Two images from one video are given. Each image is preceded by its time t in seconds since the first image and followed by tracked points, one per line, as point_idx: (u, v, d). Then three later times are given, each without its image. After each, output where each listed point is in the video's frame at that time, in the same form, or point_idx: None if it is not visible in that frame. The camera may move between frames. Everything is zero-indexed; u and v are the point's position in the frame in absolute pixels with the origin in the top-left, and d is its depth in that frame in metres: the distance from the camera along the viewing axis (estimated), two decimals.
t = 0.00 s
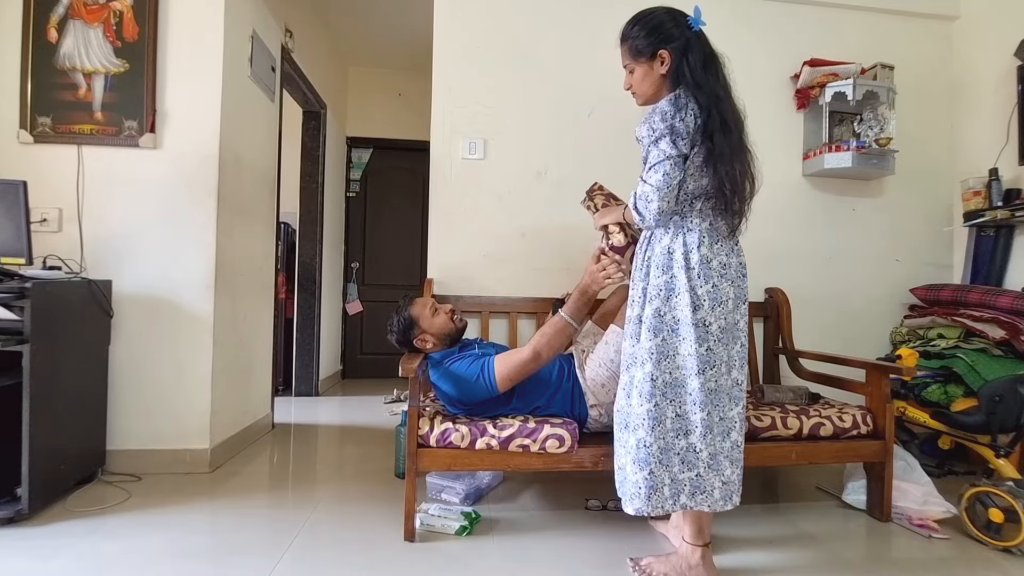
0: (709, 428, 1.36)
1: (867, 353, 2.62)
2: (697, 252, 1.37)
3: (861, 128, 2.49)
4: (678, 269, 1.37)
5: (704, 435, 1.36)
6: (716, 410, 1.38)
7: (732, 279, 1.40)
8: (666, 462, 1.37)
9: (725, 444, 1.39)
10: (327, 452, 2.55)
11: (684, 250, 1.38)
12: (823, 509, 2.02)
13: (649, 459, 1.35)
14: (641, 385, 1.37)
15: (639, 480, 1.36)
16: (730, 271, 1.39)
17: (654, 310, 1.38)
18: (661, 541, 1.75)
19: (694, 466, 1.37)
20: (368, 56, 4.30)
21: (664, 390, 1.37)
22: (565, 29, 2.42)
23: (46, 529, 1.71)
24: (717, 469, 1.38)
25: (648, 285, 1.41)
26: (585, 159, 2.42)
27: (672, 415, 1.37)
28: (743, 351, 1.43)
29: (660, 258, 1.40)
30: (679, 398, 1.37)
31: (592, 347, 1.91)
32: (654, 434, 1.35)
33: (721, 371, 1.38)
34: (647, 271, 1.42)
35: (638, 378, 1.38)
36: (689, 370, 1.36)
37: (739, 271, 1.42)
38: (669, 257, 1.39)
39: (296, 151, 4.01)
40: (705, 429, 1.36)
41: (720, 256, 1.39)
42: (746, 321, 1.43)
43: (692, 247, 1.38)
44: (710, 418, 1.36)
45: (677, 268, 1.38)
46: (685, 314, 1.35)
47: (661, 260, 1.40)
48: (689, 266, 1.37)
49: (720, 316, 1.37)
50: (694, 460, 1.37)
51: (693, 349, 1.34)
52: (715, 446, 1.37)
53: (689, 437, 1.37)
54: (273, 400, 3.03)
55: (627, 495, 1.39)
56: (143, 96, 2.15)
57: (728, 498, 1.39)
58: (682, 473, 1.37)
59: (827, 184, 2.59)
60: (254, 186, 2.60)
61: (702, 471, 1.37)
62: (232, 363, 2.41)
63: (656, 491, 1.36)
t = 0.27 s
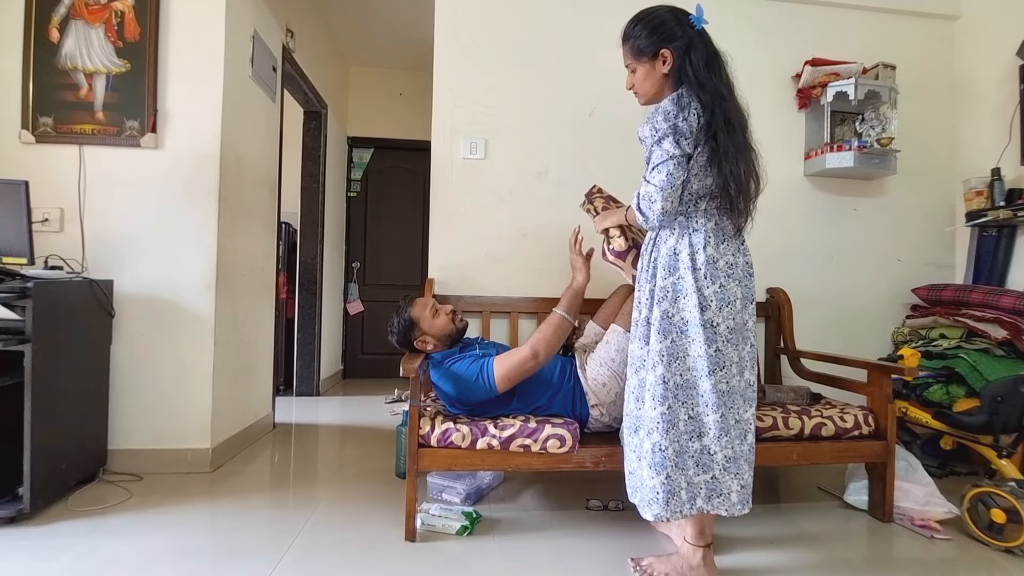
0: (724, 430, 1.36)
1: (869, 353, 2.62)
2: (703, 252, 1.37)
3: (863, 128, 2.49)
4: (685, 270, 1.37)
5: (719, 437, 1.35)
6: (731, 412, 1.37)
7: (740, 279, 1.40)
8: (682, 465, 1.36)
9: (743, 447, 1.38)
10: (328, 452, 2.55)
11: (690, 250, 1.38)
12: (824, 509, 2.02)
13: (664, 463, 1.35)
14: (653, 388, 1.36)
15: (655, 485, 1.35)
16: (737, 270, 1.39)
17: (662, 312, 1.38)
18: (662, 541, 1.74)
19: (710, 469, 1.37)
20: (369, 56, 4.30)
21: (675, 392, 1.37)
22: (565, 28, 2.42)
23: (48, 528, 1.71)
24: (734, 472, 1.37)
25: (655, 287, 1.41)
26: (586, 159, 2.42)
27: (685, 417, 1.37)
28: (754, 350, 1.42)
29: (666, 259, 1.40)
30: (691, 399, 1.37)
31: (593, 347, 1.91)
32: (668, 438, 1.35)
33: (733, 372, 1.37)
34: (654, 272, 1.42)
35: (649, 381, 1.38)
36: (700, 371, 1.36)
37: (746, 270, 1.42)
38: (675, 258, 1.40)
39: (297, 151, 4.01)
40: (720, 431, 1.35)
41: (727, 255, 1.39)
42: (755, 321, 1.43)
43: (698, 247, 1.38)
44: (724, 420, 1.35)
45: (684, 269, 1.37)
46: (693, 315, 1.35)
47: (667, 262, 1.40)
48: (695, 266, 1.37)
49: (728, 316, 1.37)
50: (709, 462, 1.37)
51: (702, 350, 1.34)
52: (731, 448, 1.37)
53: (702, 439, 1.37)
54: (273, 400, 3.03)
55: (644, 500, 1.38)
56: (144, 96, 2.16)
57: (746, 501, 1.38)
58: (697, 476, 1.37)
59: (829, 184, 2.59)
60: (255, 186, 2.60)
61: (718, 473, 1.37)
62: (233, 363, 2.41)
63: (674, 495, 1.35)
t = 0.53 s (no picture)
0: (730, 432, 1.35)
1: (872, 353, 2.61)
2: (706, 253, 1.36)
3: (866, 127, 2.48)
4: (688, 271, 1.37)
5: (724, 439, 1.35)
6: (735, 413, 1.36)
7: (743, 279, 1.39)
8: (687, 467, 1.36)
9: (746, 447, 1.39)
10: (330, 452, 2.55)
11: (694, 251, 1.37)
12: (827, 510, 2.01)
13: (669, 464, 1.35)
14: (657, 388, 1.36)
15: (659, 484, 1.35)
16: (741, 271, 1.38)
17: (665, 313, 1.38)
18: (663, 542, 1.74)
19: (716, 471, 1.36)
20: (371, 56, 4.30)
21: (680, 393, 1.36)
22: (567, 28, 2.41)
23: (51, 527, 1.72)
24: (739, 472, 1.37)
25: (659, 288, 1.41)
26: (588, 159, 2.42)
27: (690, 418, 1.37)
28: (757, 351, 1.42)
29: (670, 260, 1.40)
30: (696, 400, 1.37)
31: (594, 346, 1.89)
32: (673, 438, 1.35)
33: (737, 373, 1.37)
34: (657, 271, 1.42)
35: (653, 382, 1.38)
36: (705, 372, 1.35)
37: (750, 271, 1.42)
38: (678, 258, 1.39)
39: (299, 151, 4.02)
40: (725, 432, 1.35)
41: (731, 256, 1.39)
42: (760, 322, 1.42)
43: (701, 248, 1.37)
44: (730, 421, 1.35)
45: (687, 270, 1.37)
46: (697, 316, 1.34)
47: (670, 262, 1.40)
48: (699, 267, 1.36)
49: (732, 317, 1.36)
50: (714, 464, 1.37)
51: (707, 351, 1.33)
52: (736, 449, 1.37)
53: (708, 441, 1.36)
54: (276, 400, 3.04)
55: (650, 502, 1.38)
56: (147, 96, 2.16)
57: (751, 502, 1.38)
58: (703, 478, 1.36)
59: (832, 184, 2.58)
60: (257, 186, 2.60)
61: (723, 476, 1.36)
62: (235, 363, 2.41)
63: (678, 496, 1.35)
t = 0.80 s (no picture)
0: (725, 429, 1.35)
1: (876, 353, 2.60)
2: (707, 253, 1.36)
3: (869, 127, 2.47)
4: (690, 269, 1.36)
5: (720, 436, 1.34)
6: (731, 411, 1.36)
7: (744, 281, 1.39)
8: (685, 463, 1.34)
9: (742, 445, 1.38)
10: (332, 451, 2.55)
11: (696, 251, 1.36)
12: (831, 511, 2.01)
13: (665, 458, 1.34)
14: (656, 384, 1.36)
15: (654, 477, 1.35)
16: (741, 272, 1.39)
17: (667, 310, 1.38)
18: (665, 542, 1.73)
19: (713, 468, 1.35)
20: (373, 56, 4.30)
21: (679, 389, 1.35)
22: (569, 27, 2.41)
23: (54, 526, 1.72)
24: (733, 469, 1.37)
25: (661, 286, 1.41)
26: (590, 159, 2.41)
27: (688, 414, 1.36)
28: (756, 352, 1.42)
29: (673, 258, 1.40)
30: (695, 397, 1.36)
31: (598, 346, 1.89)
32: (671, 433, 1.34)
33: (733, 372, 1.36)
34: (659, 270, 1.43)
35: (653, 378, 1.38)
36: (703, 370, 1.35)
37: (750, 272, 1.42)
38: (680, 257, 1.39)
39: (302, 151, 4.03)
40: (721, 429, 1.34)
41: (732, 257, 1.39)
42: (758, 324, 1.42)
43: (703, 248, 1.37)
44: (726, 419, 1.35)
45: (688, 268, 1.37)
46: (698, 314, 1.34)
47: (671, 260, 1.40)
48: (700, 266, 1.36)
49: (730, 317, 1.36)
50: (711, 461, 1.36)
51: (707, 349, 1.32)
52: (731, 445, 1.36)
53: (705, 438, 1.35)
54: (278, 400, 3.04)
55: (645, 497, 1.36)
56: (149, 97, 2.16)
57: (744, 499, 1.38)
58: (700, 474, 1.35)
59: (835, 183, 2.57)
60: (259, 186, 2.61)
61: (718, 472, 1.35)
62: (237, 363, 2.42)
63: (674, 490, 1.34)
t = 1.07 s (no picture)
0: (725, 426, 1.34)
1: (879, 354, 2.59)
2: (708, 253, 1.36)
3: (873, 126, 2.46)
4: (690, 269, 1.36)
5: (719, 432, 1.33)
6: (730, 408, 1.35)
7: (746, 281, 1.38)
8: (681, 457, 1.35)
9: (742, 442, 1.37)
10: (334, 451, 2.55)
11: (697, 252, 1.37)
12: (834, 512, 2.00)
13: (662, 453, 1.35)
14: (654, 381, 1.37)
15: (651, 471, 1.35)
16: (743, 272, 1.38)
17: (667, 309, 1.39)
18: (668, 543, 1.73)
19: (710, 463, 1.35)
20: (375, 56, 4.30)
21: (677, 386, 1.36)
22: (571, 27, 2.41)
23: (57, 526, 1.72)
24: (734, 466, 1.36)
25: (662, 286, 1.42)
26: (592, 159, 2.41)
27: (686, 411, 1.36)
28: (759, 351, 1.41)
29: (674, 259, 1.40)
30: (693, 394, 1.36)
31: (600, 346, 1.90)
32: (667, 429, 1.35)
33: (734, 370, 1.36)
34: (662, 270, 1.43)
35: (651, 376, 1.38)
36: (702, 368, 1.34)
37: (754, 273, 1.41)
38: (681, 257, 1.39)
39: (304, 151, 4.03)
40: (720, 425, 1.34)
41: (735, 257, 1.38)
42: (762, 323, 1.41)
43: (704, 248, 1.37)
44: (725, 416, 1.34)
45: (690, 268, 1.37)
46: (697, 314, 1.34)
47: (673, 260, 1.40)
48: (701, 266, 1.36)
49: (732, 316, 1.35)
50: (708, 456, 1.35)
51: (706, 348, 1.33)
52: (731, 442, 1.35)
53: (703, 434, 1.35)
54: (280, 400, 3.04)
55: (642, 489, 1.37)
56: (152, 97, 2.17)
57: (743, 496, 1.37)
58: (696, 468, 1.35)
59: (838, 183, 2.56)
60: (261, 186, 2.61)
61: (716, 467, 1.35)
62: (240, 363, 2.42)
63: (669, 484, 1.35)
